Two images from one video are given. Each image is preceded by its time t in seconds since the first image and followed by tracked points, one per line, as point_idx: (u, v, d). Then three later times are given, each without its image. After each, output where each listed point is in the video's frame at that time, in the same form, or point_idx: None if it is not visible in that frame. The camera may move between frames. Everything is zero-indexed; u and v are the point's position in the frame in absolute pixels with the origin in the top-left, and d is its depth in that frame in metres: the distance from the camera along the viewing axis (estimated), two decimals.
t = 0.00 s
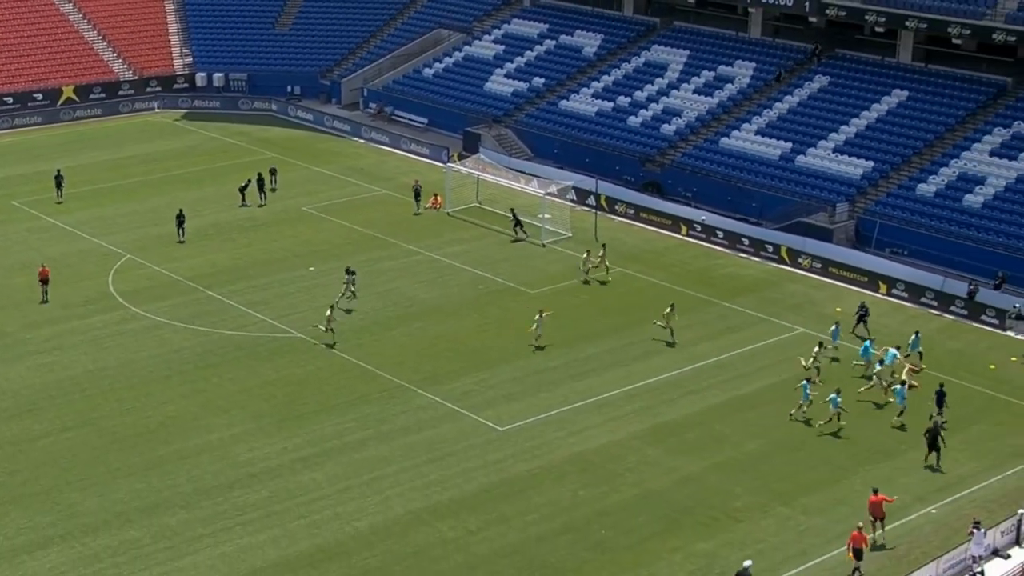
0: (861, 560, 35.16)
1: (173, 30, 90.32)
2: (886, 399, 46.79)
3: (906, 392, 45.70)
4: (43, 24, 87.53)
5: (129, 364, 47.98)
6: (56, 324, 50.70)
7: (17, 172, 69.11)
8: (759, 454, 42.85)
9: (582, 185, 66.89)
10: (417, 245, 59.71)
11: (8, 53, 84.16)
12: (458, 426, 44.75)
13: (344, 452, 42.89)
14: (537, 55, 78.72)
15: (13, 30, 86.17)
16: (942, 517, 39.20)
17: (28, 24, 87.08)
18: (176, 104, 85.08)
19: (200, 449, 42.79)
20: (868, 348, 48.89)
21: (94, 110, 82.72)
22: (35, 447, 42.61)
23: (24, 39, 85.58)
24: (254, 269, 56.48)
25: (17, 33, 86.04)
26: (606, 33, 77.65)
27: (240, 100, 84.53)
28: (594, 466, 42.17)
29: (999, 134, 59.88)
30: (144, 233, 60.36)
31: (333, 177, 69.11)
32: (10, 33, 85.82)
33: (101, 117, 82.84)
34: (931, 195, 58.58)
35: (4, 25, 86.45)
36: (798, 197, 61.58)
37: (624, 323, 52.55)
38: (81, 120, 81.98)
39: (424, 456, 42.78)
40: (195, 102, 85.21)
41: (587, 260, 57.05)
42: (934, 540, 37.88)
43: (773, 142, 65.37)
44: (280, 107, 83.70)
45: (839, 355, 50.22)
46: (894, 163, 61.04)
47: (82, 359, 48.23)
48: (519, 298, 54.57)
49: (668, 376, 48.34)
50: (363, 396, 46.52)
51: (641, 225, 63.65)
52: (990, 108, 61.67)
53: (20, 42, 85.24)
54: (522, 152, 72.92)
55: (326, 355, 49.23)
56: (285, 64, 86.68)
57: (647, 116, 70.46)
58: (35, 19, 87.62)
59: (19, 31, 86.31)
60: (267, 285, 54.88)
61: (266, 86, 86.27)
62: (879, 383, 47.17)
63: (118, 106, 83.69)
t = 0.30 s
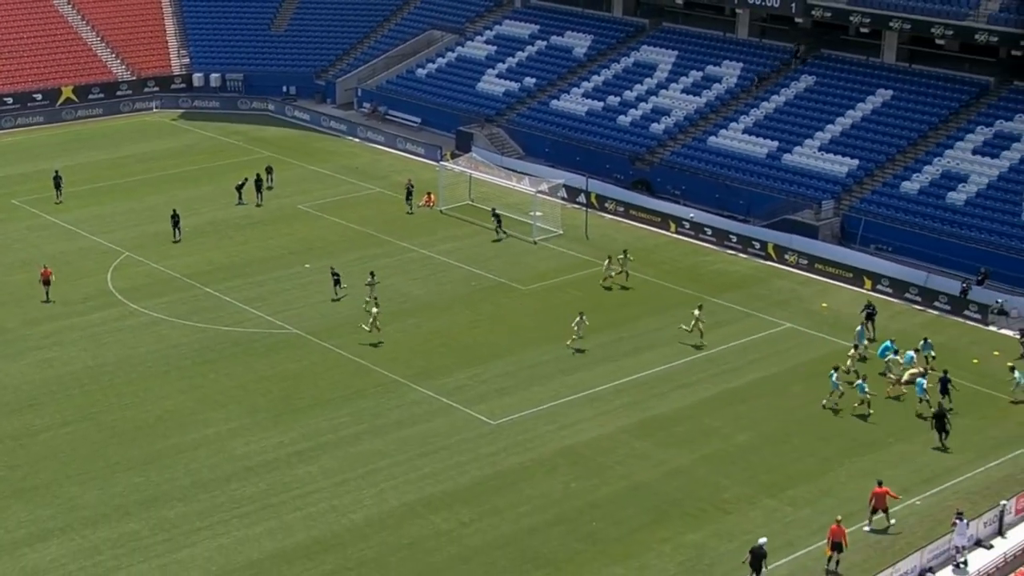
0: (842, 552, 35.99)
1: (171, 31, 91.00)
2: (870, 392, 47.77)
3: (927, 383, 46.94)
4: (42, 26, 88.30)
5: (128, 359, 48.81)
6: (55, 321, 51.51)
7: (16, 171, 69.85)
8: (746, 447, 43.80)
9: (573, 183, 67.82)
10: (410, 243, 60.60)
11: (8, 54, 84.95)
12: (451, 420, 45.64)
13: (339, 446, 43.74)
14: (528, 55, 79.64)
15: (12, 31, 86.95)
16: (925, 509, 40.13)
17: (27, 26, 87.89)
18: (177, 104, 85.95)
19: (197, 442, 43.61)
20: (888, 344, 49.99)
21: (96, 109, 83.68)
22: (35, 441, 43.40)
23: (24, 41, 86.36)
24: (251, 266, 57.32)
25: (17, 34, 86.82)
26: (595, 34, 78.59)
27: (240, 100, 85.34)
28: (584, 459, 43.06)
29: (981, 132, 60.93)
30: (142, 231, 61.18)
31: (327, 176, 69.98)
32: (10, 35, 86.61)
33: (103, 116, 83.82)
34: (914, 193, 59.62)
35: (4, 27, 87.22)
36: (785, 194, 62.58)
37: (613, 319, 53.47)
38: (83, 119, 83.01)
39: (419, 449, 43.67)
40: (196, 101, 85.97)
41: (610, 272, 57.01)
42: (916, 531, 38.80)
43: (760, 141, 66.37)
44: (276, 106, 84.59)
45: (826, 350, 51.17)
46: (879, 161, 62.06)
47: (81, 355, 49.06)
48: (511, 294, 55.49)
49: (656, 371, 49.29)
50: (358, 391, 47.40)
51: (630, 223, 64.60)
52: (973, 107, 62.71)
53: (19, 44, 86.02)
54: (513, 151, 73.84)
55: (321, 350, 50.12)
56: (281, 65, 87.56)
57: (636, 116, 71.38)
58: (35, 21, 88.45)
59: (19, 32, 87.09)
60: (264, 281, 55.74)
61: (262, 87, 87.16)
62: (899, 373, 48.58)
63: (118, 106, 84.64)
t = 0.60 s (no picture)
0: (823, 546, 36.62)
1: (171, 33, 91.76)
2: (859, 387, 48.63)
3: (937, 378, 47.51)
4: (43, 26, 89.03)
5: (129, 356, 49.55)
6: (56, 319, 52.22)
7: (15, 170, 70.50)
8: (736, 441, 44.63)
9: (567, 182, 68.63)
10: (406, 241, 61.38)
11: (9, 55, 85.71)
12: (447, 415, 46.43)
13: (337, 441, 44.51)
14: (523, 56, 80.43)
15: (13, 32, 87.68)
16: (913, 501, 40.97)
17: (28, 26, 88.62)
18: (177, 104, 86.67)
19: (197, 437, 44.35)
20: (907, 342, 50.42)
21: (98, 109, 84.52)
22: (38, 437, 44.12)
23: (25, 42, 87.11)
24: (250, 264, 58.06)
25: (18, 35, 87.56)
26: (588, 35, 79.41)
27: (240, 100, 86.00)
28: (578, 453, 43.88)
29: (968, 131, 61.79)
30: (142, 229, 61.89)
31: (324, 175, 70.71)
32: (11, 35, 87.33)
33: (104, 116, 84.67)
34: (902, 191, 60.49)
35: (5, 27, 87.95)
36: (775, 192, 63.42)
37: (606, 315, 54.27)
38: (85, 119, 83.87)
39: (416, 443, 44.49)
40: (196, 102, 86.63)
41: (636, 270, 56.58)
42: (904, 524, 39.63)
43: (751, 140, 67.22)
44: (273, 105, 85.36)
45: (816, 345, 52.00)
46: (868, 160, 62.92)
47: (82, 351, 49.80)
48: (506, 291, 56.28)
49: (649, 366, 50.11)
50: (355, 386, 48.19)
51: (623, 221, 65.42)
52: (960, 106, 63.58)
53: (20, 44, 86.75)
54: (508, 150, 74.61)
55: (318, 346, 50.89)
56: (278, 65, 88.30)
57: (629, 115, 72.18)
58: (36, 21, 89.19)
59: (20, 32, 87.83)
60: (262, 279, 56.49)
61: (260, 87, 87.91)
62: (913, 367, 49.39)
63: (120, 105, 85.46)
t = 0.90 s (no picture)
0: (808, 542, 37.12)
1: (171, 34, 92.35)
2: (850, 383, 49.35)
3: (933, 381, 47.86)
4: (44, 27, 89.66)
5: (130, 353, 50.19)
6: (58, 317, 52.85)
7: (17, 170, 71.09)
8: (729, 437, 45.32)
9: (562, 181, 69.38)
10: (403, 239, 62.05)
11: (11, 55, 86.34)
12: (445, 411, 47.09)
13: (337, 436, 45.15)
14: (518, 57, 81.12)
15: (15, 33, 88.32)
16: (903, 496, 41.68)
17: (30, 27, 89.27)
18: (180, 104, 87.30)
19: (197, 433, 44.98)
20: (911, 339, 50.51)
21: (102, 109, 85.27)
22: (41, 433, 44.74)
23: (27, 43, 87.75)
24: (250, 262, 58.71)
25: (20, 36, 88.20)
26: (583, 35, 80.11)
27: (241, 101, 86.61)
28: (574, 448, 44.57)
29: (958, 131, 62.53)
30: (143, 228, 62.52)
31: (322, 174, 71.35)
32: (13, 36, 87.95)
33: (108, 116, 85.42)
34: (893, 190, 61.24)
35: (7, 28, 88.58)
36: (768, 190, 64.15)
37: (601, 313, 54.96)
38: (89, 119, 84.64)
39: (414, 439, 45.16)
40: (199, 102, 87.26)
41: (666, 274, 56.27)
42: (895, 517, 40.31)
43: (744, 139, 67.95)
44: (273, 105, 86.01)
45: (808, 342, 52.70)
46: (860, 159, 63.66)
47: (84, 348, 50.45)
48: (502, 289, 56.96)
49: (644, 363, 50.80)
50: (354, 383, 48.86)
51: (618, 219, 66.13)
52: (950, 106, 64.32)
53: (22, 45, 87.37)
54: (504, 150, 75.29)
55: (317, 343, 51.55)
56: (277, 65, 88.92)
57: (623, 115, 72.89)
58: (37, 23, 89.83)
59: (22, 33, 88.48)
60: (261, 277, 57.14)
61: (259, 87, 88.56)
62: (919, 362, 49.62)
63: (124, 105, 86.21)
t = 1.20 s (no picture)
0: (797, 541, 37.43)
1: (172, 35, 92.84)
2: (843, 380, 49.96)
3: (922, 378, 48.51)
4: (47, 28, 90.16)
5: (132, 350, 50.75)
6: (60, 315, 53.38)
7: (18, 169, 71.61)
8: (724, 433, 45.92)
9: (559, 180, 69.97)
10: (402, 237, 62.62)
11: (13, 56, 86.79)
12: (443, 407, 47.66)
13: (336, 433, 45.72)
14: (516, 57, 81.71)
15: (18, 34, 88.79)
16: (895, 490, 42.27)
17: (32, 29, 89.75)
18: (183, 104, 87.82)
19: (198, 430, 45.53)
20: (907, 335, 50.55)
21: (106, 109, 85.90)
22: (44, 429, 45.28)
23: (29, 44, 88.23)
24: (250, 260, 59.28)
25: (22, 37, 88.66)
26: (580, 36, 80.71)
27: (244, 101, 87.13)
28: (571, 444, 45.16)
29: (950, 130, 63.14)
30: (144, 227, 63.07)
31: (321, 173, 71.91)
32: (15, 37, 88.42)
33: (112, 115, 86.06)
34: (886, 189, 61.86)
35: (9, 29, 89.04)
36: (762, 189, 64.75)
37: (597, 310, 55.55)
38: (93, 119, 85.30)
39: (413, 435, 45.74)
40: (202, 102, 87.76)
41: (697, 283, 55.80)
42: (887, 512, 40.91)
43: (738, 139, 68.55)
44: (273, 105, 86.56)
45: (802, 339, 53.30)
46: (853, 158, 64.27)
47: (86, 346, 50.99)
48: (499, 287, 57.54)
49: (640, 360, 51.39)
50: (354, 379, 49.44)
51: (615, 218, 66.71)
52: (943, 106, 64.93)
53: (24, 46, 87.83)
54: (502, 149, 75.87)
55: (317, 341, 52.11)
56: (277, 65, 89.44)
57: (620, 115, 73.49)
58: (39, 24, 90.31)
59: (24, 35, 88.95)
60: (261, 275, 57.70)
61: (260, 87, 89.10)
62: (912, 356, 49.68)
63: (128, 105, 86.87)
